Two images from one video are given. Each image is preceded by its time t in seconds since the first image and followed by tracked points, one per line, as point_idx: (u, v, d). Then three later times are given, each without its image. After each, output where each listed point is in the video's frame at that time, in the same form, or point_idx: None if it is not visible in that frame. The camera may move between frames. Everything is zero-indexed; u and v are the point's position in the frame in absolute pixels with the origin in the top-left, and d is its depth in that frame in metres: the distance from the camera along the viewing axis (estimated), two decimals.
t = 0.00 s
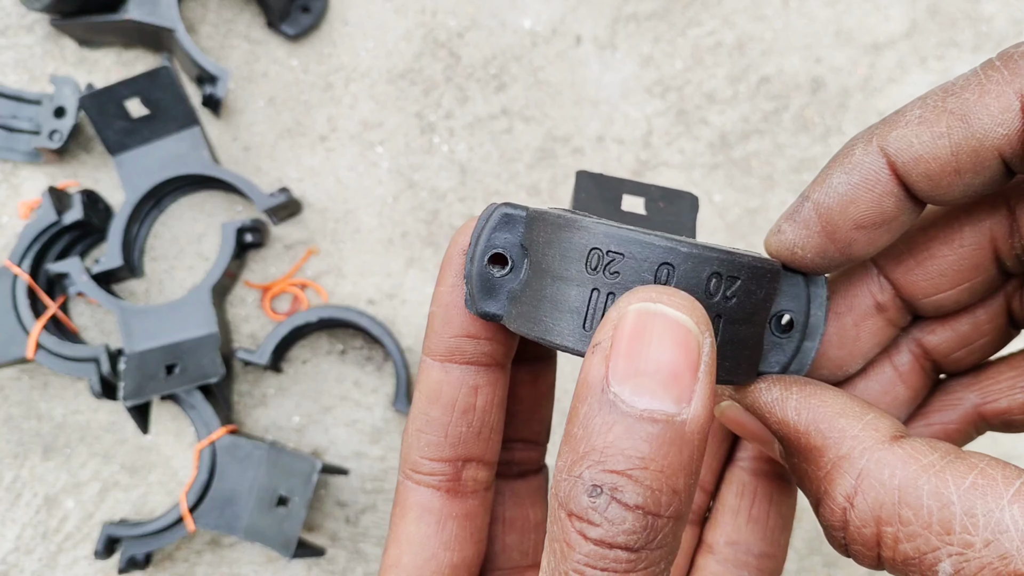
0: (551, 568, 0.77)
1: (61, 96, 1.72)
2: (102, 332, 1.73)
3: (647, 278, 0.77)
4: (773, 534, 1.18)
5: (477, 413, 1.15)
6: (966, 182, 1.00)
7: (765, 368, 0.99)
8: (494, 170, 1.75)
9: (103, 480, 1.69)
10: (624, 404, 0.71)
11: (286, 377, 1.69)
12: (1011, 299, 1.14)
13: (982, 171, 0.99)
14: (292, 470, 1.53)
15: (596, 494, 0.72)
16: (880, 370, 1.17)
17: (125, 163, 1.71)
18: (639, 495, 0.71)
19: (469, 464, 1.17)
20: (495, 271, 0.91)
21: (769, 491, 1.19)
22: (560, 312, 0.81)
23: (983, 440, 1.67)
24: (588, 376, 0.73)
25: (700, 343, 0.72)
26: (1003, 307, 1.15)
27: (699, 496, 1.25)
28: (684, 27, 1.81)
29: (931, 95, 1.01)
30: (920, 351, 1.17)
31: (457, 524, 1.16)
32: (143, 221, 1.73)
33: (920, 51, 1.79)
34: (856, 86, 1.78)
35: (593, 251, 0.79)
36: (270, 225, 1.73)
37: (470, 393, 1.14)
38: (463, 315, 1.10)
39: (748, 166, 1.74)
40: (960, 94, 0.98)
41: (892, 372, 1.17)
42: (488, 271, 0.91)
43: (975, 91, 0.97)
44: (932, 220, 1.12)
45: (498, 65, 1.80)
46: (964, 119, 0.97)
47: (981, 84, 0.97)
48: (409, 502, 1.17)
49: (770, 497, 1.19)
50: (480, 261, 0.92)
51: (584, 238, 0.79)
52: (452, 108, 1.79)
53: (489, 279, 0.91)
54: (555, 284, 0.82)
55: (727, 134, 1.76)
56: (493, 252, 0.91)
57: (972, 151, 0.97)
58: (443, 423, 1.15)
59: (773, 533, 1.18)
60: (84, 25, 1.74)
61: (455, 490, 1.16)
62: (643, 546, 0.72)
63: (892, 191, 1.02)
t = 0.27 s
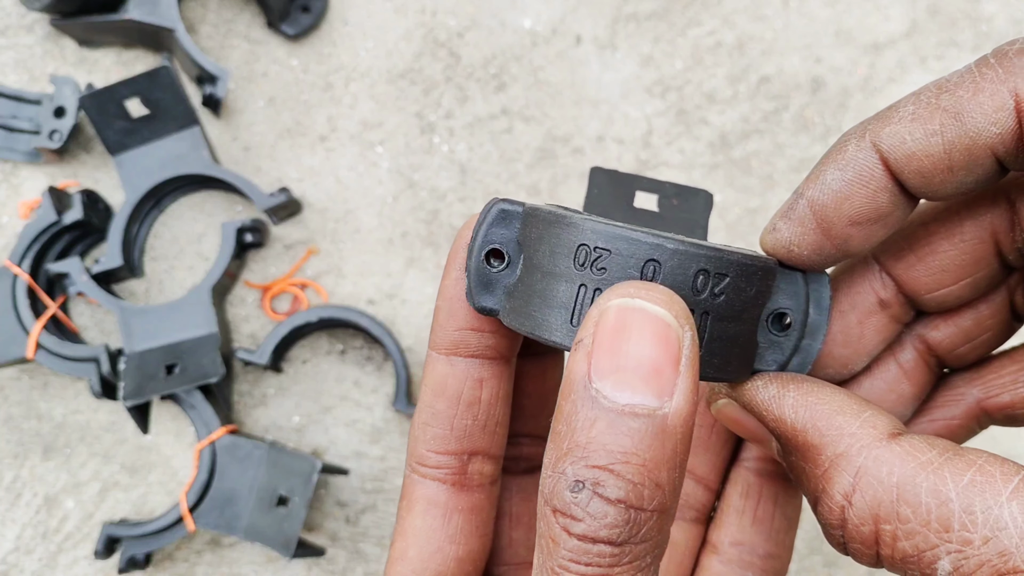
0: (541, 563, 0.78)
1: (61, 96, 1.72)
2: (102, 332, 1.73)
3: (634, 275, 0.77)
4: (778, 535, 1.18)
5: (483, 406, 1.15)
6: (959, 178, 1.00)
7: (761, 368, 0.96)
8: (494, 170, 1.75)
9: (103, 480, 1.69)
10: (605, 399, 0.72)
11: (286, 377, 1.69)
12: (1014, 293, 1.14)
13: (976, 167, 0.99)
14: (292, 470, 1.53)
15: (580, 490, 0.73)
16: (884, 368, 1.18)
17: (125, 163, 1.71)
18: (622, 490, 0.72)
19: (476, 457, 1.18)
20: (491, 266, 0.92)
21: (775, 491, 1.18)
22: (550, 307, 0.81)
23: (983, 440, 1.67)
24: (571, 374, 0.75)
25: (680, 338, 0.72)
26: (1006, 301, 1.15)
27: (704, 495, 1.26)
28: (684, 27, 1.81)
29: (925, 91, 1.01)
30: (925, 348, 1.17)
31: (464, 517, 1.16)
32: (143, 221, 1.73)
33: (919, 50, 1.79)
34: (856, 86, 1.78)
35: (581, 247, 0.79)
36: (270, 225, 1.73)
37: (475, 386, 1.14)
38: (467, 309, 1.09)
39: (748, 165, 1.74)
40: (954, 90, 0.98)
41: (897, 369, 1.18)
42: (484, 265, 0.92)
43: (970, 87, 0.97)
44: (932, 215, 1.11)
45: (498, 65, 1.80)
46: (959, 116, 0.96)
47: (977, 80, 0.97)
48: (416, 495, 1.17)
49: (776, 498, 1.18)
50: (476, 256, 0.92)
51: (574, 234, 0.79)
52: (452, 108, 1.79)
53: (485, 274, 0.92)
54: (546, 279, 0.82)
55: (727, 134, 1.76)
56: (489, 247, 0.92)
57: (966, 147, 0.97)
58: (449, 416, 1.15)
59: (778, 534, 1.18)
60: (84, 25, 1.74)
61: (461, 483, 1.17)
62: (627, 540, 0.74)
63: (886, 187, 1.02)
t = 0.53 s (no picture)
0: (533, 560, 0.78)
1: (61, 96, 1.72)
2: (102, 332, 1.73)
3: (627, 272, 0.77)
4: (776, 531, 1.18)
5: (480, 403, 1.16)
6: (961, 175, 1.00)
7: (758, 364, 0.97)
8: (494, 170, 1.75)
9: (103, 480, 1.69)
10: (595, 394, 0.73)
11: (286, 377, 1.69)
12: (1014, 289, 1.14)
13: (978, 163, 0.99)
14: (292, 470, 1.53)
15: (569, 484, 0.73)
16: (884, 363, 1.17)
17: (125, 163, 1.71)
18: (611, 484, 0.72)
19: (473, 455, 1.18)
20: (486, 265, 0.92)
21: (772, 487, 1.18)
22: (544, 305, 0.81)
23: (983, 440, 1.68)
24: (561, 370, 0.75)
25: (669, 331, 0.72)
26: (1005, 296, 1.15)
27: (701, 492, 1.25)
28: (684, 27, 1.81)
29: (929, 87, 1.01)
30: (923, 343, 1.17)
31: (461, 515, 1.16)
32: (143, 221, 1.73)
33: (919, 50, 1.79)
34: (856, 85, 1.78)
35: (575, 244, 0.79)
36: (270, 225, 1.73)
37: (473, 383, 1.15)
38: (465, 307, 1.12)
39: (748, 165, 1.74)
40: (958, 86, 0.98)
41: (896, 365, 1.17)
42: (479, 264, 0.92)
43: (973, 82, 0.97)
44: (932, 211, 1.12)
45: (498, 65, 1.80)
46: (961, 111, 0.96)
47: (981, 75, 0.97)
48: (412, 493, 1.17)
49: (774, 494, 1.18)
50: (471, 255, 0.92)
51: (567, 230, 0.79)
52: (452, 108, 1.79)
53: (479, 273, 0.92)
54: (540, 277, 0.82)
55: (727, 134, 1.76)
56: (484, 246, 0.92)
57: (968, 143, 0.97)
58: (447, 413, 1.16)
59: (776, 530, 1.18)
60: (84, 25, 1.74)
61: (458, 481, 1.17)
62: (616, 535, 0.73)
63: (887, 182, 1.03)
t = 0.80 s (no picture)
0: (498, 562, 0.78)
1: (61, 96, 1.72)
2: (102, 332, 1.73)
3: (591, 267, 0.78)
4: (748, 527, 1.18)
5: (447, 405, 1.16)
6: (937, 166, 1.00)
7: (728, 360, 0.96)
8: (494, 170, 1.75)
9: (103, 480, 1.69)
10: (558, 392, 0.72)
11: (286, 377, 1.69)
12: (986, 282, 1.14)
13: (954, 154, 0.98)
14: (292, 470, 1.53)
15: (532, 484, 0.73)
16: (854, 356, 1.17)
17: (125, 162, 1.71)
18: (574, 484, 0.72)
19: (441, 458, 1.17)
20: (452, 263, 0.92)
21: (743, 483, 1.19)
22: (508, 303, 0.81)
23: (983, 440, 1.68)
24: (524, 367, 0.74)
25: (631, 327, 0.72)
26: (978, 289, 1.15)
27: (673, 489, 1.25)
28: (684, 27, 1.81)
29: (909, 78, 1.01)
30: (895, 336, 1.17)
31: (428, 519, 1.15)
32: (143, 220, 1.73)
33: (920, 50, 1.79)
34: (856, 85, 1.78)
35: (539, 240, 0.79)
36: (270, 225, 1.73)
37: (440, 384, 1.14)
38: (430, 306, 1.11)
39: (748, 165, 1.74)
40: (937, 75, 0.98)
41: (866, 359, 1.17)
42: (446, 263, 0.92)
43: (953, 72, 0.97)
44: (904, 203, 1.11)
45: (498, 65, 1.80)
46: (939, 100, 0.96)
47: (960, 65, 0.97)
48: (380, 497, 1.17)
49: (745, 489, 1.18)
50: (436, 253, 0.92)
51: (532, 226, 0.80)
52: (452, 107, 1.79)
53: (446, 271, 0.92)
54: (504, 274, 0.82)
55: (727, 134, 1.76)
56: (449, 244, 0.92)
57: (944, 132, 0.97)
58: (413, 416, 1.15)
59: (748, 525, 1.18)
60: (84, 25, 1.74)
61: (426, 485, 1.16)
62: (580, 535, 0.73)
63: (861, 172, 1.03)
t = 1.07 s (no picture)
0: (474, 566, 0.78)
1: (61, 96, 1.72)
2: (101, 332, 1.73)
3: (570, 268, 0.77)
4: (731, 531, 1.18)
5: (426, 408, 1.14)
6: (921, 163, 1.00)
7: (710, 362, 0.97)
8: (494, 170, 1.75)
9: (103, 480, 1.69)
10: (535, 395, 0.72)
11: (286, 376, 1.69)
12: (970, 281, 1.14)
13: (938, 150, 0.98)
14: (292, 470, 1.53)
15: (508, 488, 0.73)
16: (838, 357, 1.17)
17: (125, 162, 1.71)
18: (550, 488, 0.72)
19: (420, 461, 1.16)
20: (431, 263, 0.92)
21: (726, 486, 1.19)
22: (487, 303, 0.81)
23: (983, 441, 1.68)
24: (502, 368, 0.75)
25: (610, 329, 0.72)
26: (962, 288, 1.15)
27: (655, 492, 1.24)
28: (684, 27, 1.81)
29: (891, 74, 1.01)
30: (879, 336, 1.17)
31: (406, 524, 1.14)
32: (142, 220, 1.73)
33: (920, 50, 1.79)
34: (856, 85, 1.78)
35: (518, 239, 0.79)
36: (270, 225, 1.73)
37: (419, 386, 1.14)
38: (408, 307, 1.10)
39: (748, 165, 1.74)
40: (920, 72, 0.98)
41: (850, 359, 1.17)
42: (426, 263, 0.92)
43: (935, 68, 0.97)
44: (888, 202, 1.11)
45: (498, 65, 1.80)
46: (922, 96, 0.97)
47: (943, 62, 0.97)
48: (357, 501, 1.15)
49: (729, 493, 1.19)
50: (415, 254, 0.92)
51: (510, 226, 0.79)
52: (452, 107, 1.79)
53: (425, 272, 0.92)
54: (483, 274, 0.82)
55: (727, 134, 1.76)
56: (428, 244, 0.91)
57: (927, 128, 0.97)
58: (391, 419, 1.14)
59: (731, 530, 1.18)
60: (83, 25, 1.74)
61: (404, 489, 1.15)
62: (555, 540, 0.73)
63: (844, 170, 1.03)
